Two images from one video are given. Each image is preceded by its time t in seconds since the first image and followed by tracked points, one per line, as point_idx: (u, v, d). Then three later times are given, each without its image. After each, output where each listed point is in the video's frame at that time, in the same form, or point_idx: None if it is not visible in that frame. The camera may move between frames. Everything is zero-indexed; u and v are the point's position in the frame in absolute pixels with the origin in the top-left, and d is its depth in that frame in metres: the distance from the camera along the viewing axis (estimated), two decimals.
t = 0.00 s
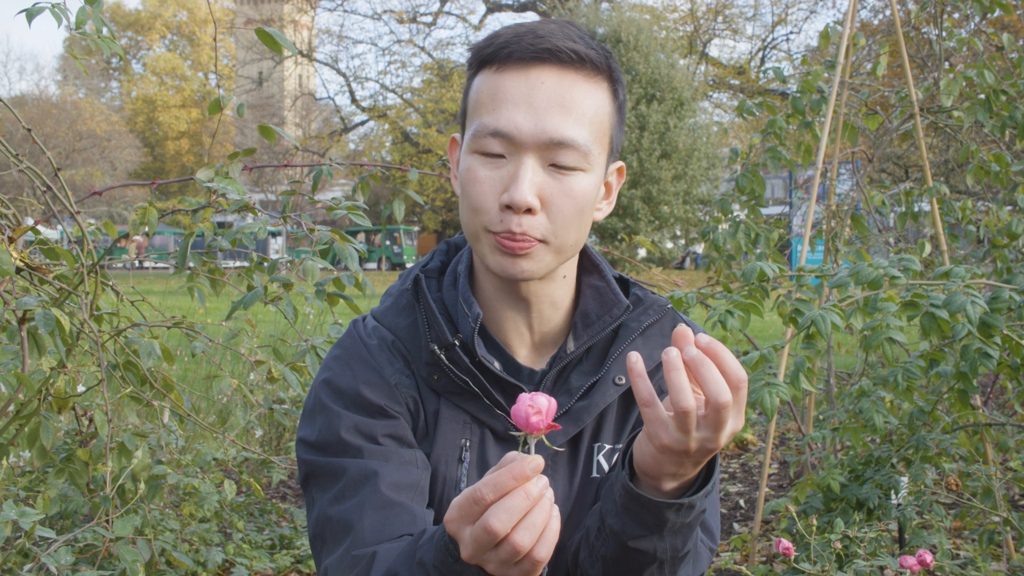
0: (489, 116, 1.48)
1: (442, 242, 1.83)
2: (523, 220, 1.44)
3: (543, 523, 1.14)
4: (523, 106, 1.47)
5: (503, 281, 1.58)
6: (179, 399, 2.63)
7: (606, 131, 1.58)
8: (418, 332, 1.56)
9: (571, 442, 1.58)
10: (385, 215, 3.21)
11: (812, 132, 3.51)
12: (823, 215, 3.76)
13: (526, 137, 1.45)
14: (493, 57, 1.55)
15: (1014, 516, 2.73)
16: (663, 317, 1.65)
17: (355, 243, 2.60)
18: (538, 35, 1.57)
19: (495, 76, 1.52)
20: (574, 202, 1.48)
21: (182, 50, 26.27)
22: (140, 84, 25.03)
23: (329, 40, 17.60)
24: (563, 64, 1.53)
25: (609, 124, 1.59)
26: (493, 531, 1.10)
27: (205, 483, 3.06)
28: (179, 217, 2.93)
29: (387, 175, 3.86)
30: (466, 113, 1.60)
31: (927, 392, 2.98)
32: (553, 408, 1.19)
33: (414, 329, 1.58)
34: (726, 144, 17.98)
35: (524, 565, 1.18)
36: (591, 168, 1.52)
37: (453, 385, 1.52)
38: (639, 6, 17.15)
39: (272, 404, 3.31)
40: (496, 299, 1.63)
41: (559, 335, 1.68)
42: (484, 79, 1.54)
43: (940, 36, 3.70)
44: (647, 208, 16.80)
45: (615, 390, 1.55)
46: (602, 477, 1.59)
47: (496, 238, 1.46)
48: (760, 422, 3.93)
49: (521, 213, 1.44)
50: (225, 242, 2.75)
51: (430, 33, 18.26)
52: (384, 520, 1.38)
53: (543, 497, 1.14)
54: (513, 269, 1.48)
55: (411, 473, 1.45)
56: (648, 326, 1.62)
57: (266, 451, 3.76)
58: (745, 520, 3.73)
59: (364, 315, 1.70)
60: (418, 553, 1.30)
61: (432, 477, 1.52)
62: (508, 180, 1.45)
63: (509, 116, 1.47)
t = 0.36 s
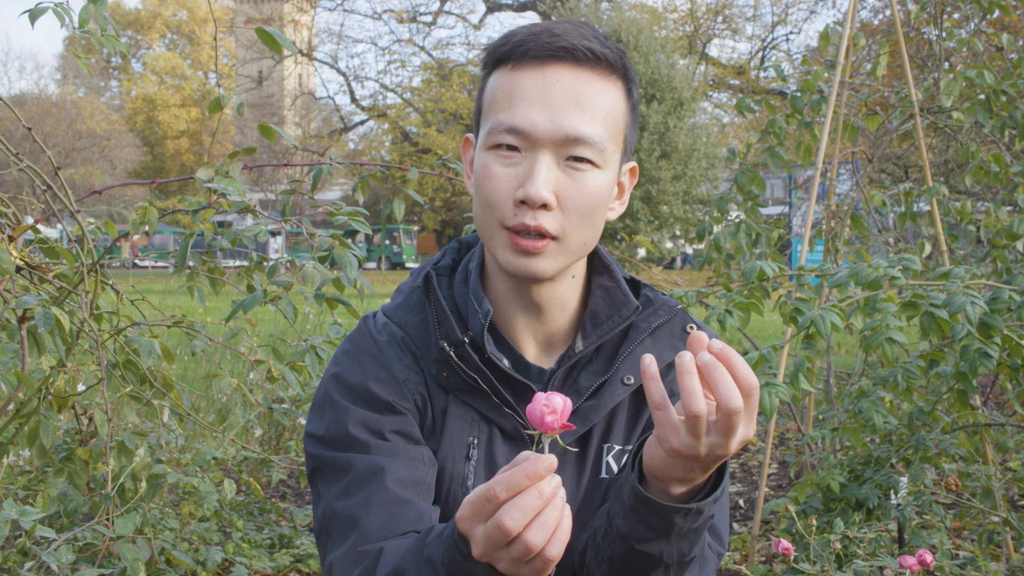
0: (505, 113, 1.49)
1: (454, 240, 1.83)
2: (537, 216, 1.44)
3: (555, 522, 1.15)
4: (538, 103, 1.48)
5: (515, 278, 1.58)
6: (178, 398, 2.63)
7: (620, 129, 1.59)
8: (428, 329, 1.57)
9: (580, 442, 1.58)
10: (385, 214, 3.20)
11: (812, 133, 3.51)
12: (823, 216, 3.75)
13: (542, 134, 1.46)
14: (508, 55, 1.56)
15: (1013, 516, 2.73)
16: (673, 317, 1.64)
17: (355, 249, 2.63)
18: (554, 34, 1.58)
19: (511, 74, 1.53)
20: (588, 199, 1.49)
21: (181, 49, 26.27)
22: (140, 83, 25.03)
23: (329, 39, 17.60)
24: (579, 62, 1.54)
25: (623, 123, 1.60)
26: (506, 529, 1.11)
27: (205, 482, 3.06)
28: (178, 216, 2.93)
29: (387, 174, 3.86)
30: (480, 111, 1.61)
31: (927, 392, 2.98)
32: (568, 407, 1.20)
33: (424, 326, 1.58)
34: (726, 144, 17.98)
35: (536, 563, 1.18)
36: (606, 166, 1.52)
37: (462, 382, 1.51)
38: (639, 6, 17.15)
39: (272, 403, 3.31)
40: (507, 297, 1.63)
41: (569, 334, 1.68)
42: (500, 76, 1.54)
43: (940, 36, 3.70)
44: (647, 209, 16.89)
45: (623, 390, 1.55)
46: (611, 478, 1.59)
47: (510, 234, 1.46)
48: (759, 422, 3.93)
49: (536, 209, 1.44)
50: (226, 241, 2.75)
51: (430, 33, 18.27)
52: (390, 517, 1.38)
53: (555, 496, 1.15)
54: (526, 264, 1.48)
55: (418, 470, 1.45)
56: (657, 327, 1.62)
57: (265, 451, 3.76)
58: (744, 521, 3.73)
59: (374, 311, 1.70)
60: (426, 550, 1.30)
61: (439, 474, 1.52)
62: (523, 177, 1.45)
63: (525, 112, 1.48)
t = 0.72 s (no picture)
0: (510, 116, 1.49)
1: (454, 239, 1.83)
2: (538, 221, 1.44)
3: (555, 524, 1.15)
4: (544, 107, 1.48)
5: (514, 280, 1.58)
6: (175, 400, 2.62)
7: (624, 138, 1.59)
8: (427, 329, 1.56)
9: (578, 443, 1.59)
10: (381, 216, 3.20)
11: (808, 134, 3.51)
12: (819, 217, 3.76)
13: (546, 138, 1.46)
14: (516, 57, 1.56)
15: (1010, 518, 2.73)
16: (673, 318, 1.64)
17: (351, 245, 2.60)
18: (562, 38, 1.58)
19: (518, 77, 1.53)
20: (589, 205, 1.49)
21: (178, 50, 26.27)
22: (137, 84, 25.01)
23: (326, 40, 17.60)
24: (586, 68, 1.54)
25: (628, 131, 1.60)
26: (506, 532, 1.11)
27: (202, 484, 3.05)
28: (175, 217, 2.92)
29: (384, 175, 3.86)
30: (485, 112, 1.61)
31: (924, 394, 2.99)
32: (568, 410, 1.20)
33: (423, 326, 1.58)
34: (723, 145, 18.01)
35: (535, 566, 1.18)
36: (608, 173, 1.53)
37: (460, 383, 1.51)
38: (636, 7, 17.17)
39: (269, 405, 3.30)
40: (506, 298, 1.63)
41: (568, 335, 1.69)
42: (507, 78, 1.54)
43: (937, 38, 3.71)
44: (646, 210, 17.04)
45: (622, 391, 1.55)
46: (610, 479, 1.59)
47: (510, 237, 1.46)
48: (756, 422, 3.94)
49: (537, 214, 1.44)
50: (222, 242, 2.74)
51: (427, 34, 18.28)
52: (385, 518, 1.38)
53: (554, 499, 1.15)
54: (525, 269, 1.48)
55: (414, 471, 1.45)
56: (657, 328, 1.62)
57: (262, 452, 3.76)
58: (741, 522, 3.74)
59: (373, 309, 1.69)
60: (422, 552, 1.31)
61: (436, 474, 1.52)
62: (525, 181, 1.46)
63: (530, 116, 1.48)
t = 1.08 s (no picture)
0: (500, 118, 1.49)
1: (446, 240, 1.83)
2: (528, 224, 1.45)
3: (548, 527, 1.15)
4: (535, 110, 1.48)
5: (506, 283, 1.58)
6: (172, 400, 2.62)
7: (616, 140, 1.59)
8: (419, 332, 1.56)
9: (571, 445, 1.58)
10: (379, 216, 3.20)
11: (806, 134, 3.52)
12: (817, 217, 3.76)
13: (536, 142, 1.46)
14: (507, 59, 1.56)
15: (1007, 517, 2.74)
16: (666, 319, 1.63)
17: (347, 247, 2.61)
18: (554, 40, 1.58)
19: (508, 79, 1.52)
20: (580, 209, 1.49)
21: (176, 50, 26.26)
22: (135, 84, 24.99)
23: (324, 41, 17.60)
24: (577, 70, 1.54)
25: (619, 133, 1.60)
26: (498, 535, 1.11)
27: (200, 484, 3.05)
28: (173, 217, 2.92)
29: (382, 175, 3.86)
30: (476, 114, 1.60)
31: (921, 394, 2.99)
32: (559, 412, 1.21)
33: (415, 328, 1.58)
34: (721, 146, 18.01)
35: (528, 569, 1.18)
36: (599, 176, 1.53)
37: (452, 386, 1.51)
38: (634, 7, 17.17)
39: (267, 405, 3.30)
40: (498, 301, 1.63)
41: (561, 337, 1.69)
42: (497, 80, 1.54)
43: (934, 38, 3.71)
44: (642, 211, 17.02)
45: (614, 393, 1.55)
46: (603, 480, 1.59)
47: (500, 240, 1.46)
48: (754, 422, 3.94)
49: (527, 218, 1.44)
50: (219, 242, 2.74)
51: (425, 34, 18.28)
52: (378, 522, 1.38)
53: (548, 501, 1.15)
54: (515, 272, 1.48)
55: (407, 475, 1.46)
56: (650, 329, 1.62)
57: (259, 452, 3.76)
58: (739, 522, 3.75)
59: (365, 312, 1.69)
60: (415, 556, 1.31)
61: (429, 478, 1.52)
62: (516, 184, 1.46)
63: (520, 119, 1.47)
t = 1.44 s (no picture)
0: (494, 119, 1.49)
1: (441, 240, 1.83)
2: (524, 225, 1.45)
3: (545, 528, 1.15)
4: (528, 111, 1.48)
5: (501, 282, 1.58)
6: (173, 400, 2.62)
7: (610, 139, 1.59)
8: (414, 332, 1.56)
9: (567, 445, 1.58)
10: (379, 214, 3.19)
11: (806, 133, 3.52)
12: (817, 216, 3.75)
13: (531, 142, 1.46)
14: (500, 60, 1.56)
15: (1007, 517, 2.74)
16: (661, 318, 1.63)
17: (346, 246, 2.61)
18: (546, 40, 1.58)
19: (501, 80, 1.52)
20: (575, 209, 1.49)
21: (176, 49, 26.26)
22: (135, 83, 24.98)
23: (324, 40, 17.60)
24: (570, 70, 1.54)
25: (613, 132, 1.60)
26: (495, 536, 1.11)
27: (200, 483, 3.05)
28: (172, 216, 2.92)
29: (382, 174, 3.86)
30: (470, 115, 1.60)
31: (921, 393, 2.99)
32: (556, 412, 1.21)
33: (410, 328, 1.58)
34: (721, 145, 18.00)
35: (526, 570, 1.18)
36: (594, 175, 1.53)
37: (448, 386, 1.51)
38: (634, 6, 17.17)
39: (267, 404, 3.30)
40: (494, 301, 1.63)
41: (557, 337, 1.68)
42: (490, 81, 1.54)
43: (934, 37, 3.71)
44: (642, 210, 16.98)
45: (610, 392, 1.55)
46: (599, 480, 1.59)
47: (495, 241, 1.46)
48: (754, 421, 3.94)
49: (522, 218, 1.44)
50: (219, 242, 2.74)
51: (425, 33, 18.28)
52: (376, 523, 1.39)
53: (545, 502, 1.15)
54: (511, 273, 1.48)
55: (403, 475, 1.46)
56: (645, 328, 1.62)
57: (259, 451, 3.76)
58: (739, 521, 3.75)
59: (360, 313, 1.69)
60: (413, 557, 1.32)
61: (426, 478, 1.52)
62: (510, 184, 1.46)
63: (514, 119, 1.48)
